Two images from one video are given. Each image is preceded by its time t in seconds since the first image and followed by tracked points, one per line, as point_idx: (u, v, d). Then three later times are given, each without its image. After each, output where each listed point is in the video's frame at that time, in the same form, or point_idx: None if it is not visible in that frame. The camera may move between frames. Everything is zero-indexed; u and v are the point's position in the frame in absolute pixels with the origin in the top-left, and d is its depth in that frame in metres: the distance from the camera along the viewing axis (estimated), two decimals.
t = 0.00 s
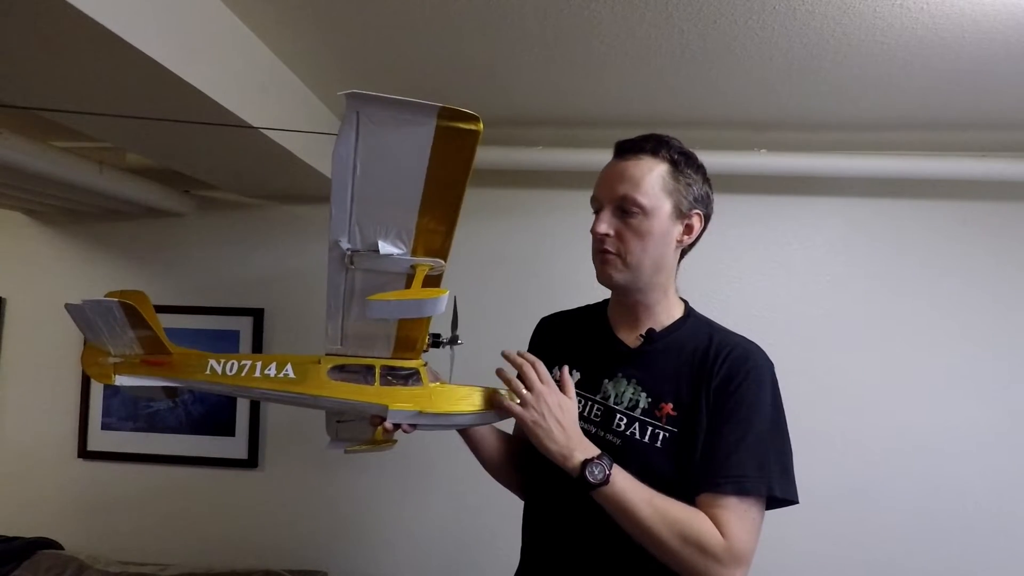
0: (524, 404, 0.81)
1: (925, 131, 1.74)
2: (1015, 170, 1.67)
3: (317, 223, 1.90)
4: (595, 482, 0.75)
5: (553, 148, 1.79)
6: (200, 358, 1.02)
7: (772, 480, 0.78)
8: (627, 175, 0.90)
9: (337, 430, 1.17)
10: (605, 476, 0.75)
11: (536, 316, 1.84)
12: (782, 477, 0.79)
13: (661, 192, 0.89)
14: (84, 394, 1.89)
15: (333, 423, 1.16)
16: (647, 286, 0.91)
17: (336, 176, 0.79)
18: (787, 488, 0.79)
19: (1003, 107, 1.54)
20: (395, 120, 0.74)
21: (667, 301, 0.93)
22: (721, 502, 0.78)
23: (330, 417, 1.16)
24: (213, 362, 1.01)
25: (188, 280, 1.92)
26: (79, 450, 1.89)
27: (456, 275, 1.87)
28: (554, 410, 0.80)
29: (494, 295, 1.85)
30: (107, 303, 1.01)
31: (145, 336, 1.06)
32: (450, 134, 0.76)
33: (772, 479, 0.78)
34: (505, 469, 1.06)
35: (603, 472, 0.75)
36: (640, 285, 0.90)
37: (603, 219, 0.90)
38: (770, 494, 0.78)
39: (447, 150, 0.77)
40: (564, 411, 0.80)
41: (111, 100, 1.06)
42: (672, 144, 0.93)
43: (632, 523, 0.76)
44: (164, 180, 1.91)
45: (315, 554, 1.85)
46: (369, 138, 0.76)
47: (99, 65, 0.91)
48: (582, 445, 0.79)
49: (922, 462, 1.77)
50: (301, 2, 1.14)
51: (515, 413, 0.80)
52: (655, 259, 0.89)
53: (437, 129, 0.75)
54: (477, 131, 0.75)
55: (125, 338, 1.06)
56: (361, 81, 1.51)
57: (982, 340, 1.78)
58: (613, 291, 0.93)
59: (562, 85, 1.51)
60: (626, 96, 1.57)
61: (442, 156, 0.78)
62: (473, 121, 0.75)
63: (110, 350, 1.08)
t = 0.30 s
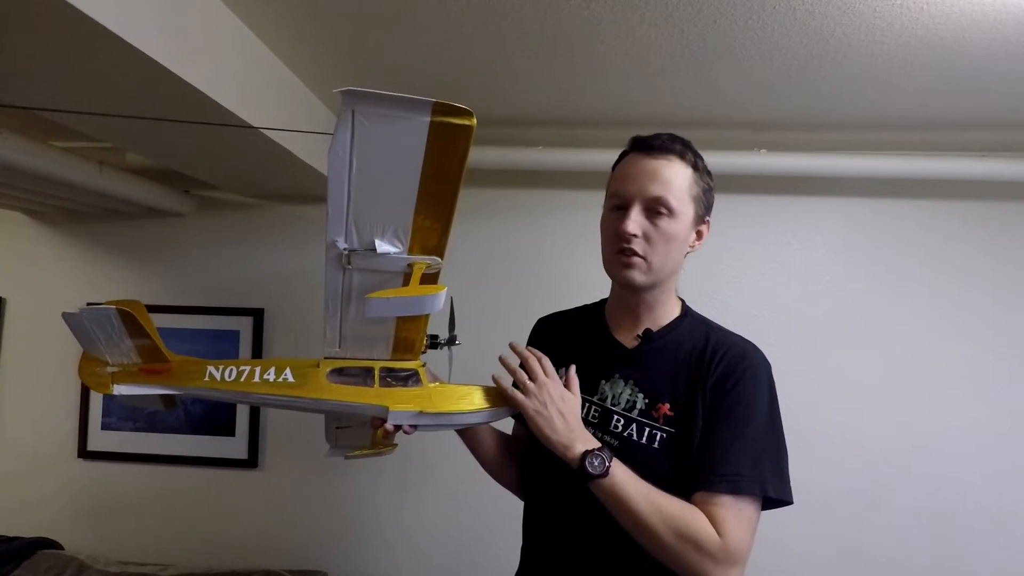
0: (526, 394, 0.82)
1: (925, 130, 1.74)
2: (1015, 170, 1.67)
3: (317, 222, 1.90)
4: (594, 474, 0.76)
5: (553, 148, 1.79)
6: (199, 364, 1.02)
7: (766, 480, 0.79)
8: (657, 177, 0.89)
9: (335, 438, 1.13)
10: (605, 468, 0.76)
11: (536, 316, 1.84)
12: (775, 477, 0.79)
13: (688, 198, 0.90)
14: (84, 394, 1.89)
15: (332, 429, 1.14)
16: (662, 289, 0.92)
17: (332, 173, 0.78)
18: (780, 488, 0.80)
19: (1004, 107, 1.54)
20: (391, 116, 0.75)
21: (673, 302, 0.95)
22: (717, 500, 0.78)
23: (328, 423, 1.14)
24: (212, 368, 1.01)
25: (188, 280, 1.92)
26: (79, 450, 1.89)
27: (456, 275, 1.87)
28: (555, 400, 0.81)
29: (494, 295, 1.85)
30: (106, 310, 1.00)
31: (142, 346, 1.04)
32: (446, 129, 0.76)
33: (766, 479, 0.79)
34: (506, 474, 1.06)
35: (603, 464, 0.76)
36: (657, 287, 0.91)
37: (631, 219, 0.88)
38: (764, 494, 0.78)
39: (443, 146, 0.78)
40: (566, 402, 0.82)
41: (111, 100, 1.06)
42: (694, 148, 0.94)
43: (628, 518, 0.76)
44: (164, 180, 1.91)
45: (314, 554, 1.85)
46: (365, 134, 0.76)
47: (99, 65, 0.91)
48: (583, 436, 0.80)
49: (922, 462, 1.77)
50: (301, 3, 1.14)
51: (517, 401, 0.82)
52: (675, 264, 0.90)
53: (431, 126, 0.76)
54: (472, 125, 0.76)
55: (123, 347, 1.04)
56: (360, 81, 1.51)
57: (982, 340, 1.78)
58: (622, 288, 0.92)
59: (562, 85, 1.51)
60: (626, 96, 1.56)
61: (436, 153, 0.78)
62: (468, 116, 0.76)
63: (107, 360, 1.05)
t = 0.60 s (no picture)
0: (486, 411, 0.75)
1: (925, 131, 1.74)
2: (1015, 170, 1.67)
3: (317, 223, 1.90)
4: (565, 492, 0.71)
5: (553, 148, 1.79)
6: (193, 379, 1.02)
7: (757, 478, 0.78)
8: (667, 181, 0.89)
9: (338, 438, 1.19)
10: (575, 484, 0.72)
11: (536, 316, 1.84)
12: (765, 475, 0.79)
13: (695, 204, 0.90)
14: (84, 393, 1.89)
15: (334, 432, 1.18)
16: (665, 293, 0.92)
17: (315, 192, 0.81)
18: (772, 487, 0.79)
19: (1004, 107, 1.54)
20: (370, 134, 0.75)
21: (672, 305, 0.96)
22: (702, 494, 0.77)
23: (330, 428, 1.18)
24: (206, 384, 1.01)
25: (188, 280, 1.92)
26: (79, 450, 1.89)
27: (455, 275, 1.87)
28: (517, 417, 0.74)
29: (494, 295, 1.86)
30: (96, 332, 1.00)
31: (136, 362, 1.05)
32: (424, 146, 0.77)
33: (757, 477, 0.78)
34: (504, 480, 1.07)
35: (573, 481, 0.72)
36: (661, 291, 0.92)
37: (639, 223, 0.89)
38: (752, 491, 0.78)
39: (424, 163, 0.79)
40: (530, 417, 0.74)
41: (111, 100, 1.06)
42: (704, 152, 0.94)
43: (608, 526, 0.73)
44: (164, 180, 1.91)
45: (314, 554, 1.85)
46: (345, 153, 0.77)
47: (99, 65, 0.91)
48: (551, 452, 0.74)
49: (922, 462, 1.78)
50: (301, 3, 1.15)
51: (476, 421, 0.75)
52: (680, 269, 0.91)
53: (410, 142, 0.76)
54: (451, 140, 0.76)
55: (117, 365, 1.05)
56: (360, 81, 1.51)
57: (982, 341, 1.78)
58: (624, 290, 0.92)
59: (562, 85, 1.51)
60: (626, 96, 1.56)
61: (418, 168, 0.80)
62: (447, 131, 0.76)
63: (103, 378, 1.07)
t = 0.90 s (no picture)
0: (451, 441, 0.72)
1: (926, 131, 1.74)
2: (1015, 170, 1.67)
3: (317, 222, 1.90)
4: (544, 510, 0.71)
5: (553, 148, 1.79)
6: (193, 377, 1.00)
7: (752, 479, 0.78)
8: (661, 179, 0.89)
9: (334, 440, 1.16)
10: (554, 501, 0.72)
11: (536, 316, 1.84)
12: (757, 475, 0.79)
13: (691, 201, 0.90)
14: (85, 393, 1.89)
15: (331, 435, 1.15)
16: (662, 291, 0.92)
17: (328, 181, 0.81)
18: (765, 488, 0.79)
19: (1004, 107, 1.54)
20: (386, 122, 0.77)
21: (673, 304, 0.95)
22: (692, 490, 0.77)
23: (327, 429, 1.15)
24: (208, 381, 0.99)
25: (188, 280, 1.92)
26: (79, 450, 1.89)
27: (455, 275, 1.87)
28: (484, 441, 0.72)
29: (494, 295, 1.85)
30: (95, 327, 0.97)
31: (133, 360, 1.02)
32: (439, 135, 0.79)
33: (751, 478, 0.78)
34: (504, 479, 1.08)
35: (551, 498, 0.72)
36: (657, 290, 0.91)
37: (632, 221, 0.89)
38: (743, 490, 0.78)
39: (437, 152, 0.80)
40: (497, 439, 0.72)
41: (110, 100, 1.06)
42: (702, 150, 0.94)
43: (590, 537, 0.73)
44: (164, 180, 1.91)
45: (314, 554, 1.85)
46: (361, 140, 0.79)
47: (98, 65, 0.91)
48: (523, 471, 0.73)
49: (922, 462, 1.78)
50: (301, 3, 1.14)
51: (441, 452, 0.71)
52: (675, 267, 0.90)
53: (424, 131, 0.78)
54: (466, 128, 0.78)
55: (114, 364, 1.02)
56: (360, 81, 1.51)
57: (983, 341, 1.78)
58: (622, 288, 0.92)
59: (562, 85, 1.51)
60: (626, 95, 1.56)
61: (430, 158, 0.81)
62: (462, 120, 0.78)
63: (97, 378, 1.02)
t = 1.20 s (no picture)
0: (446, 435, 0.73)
1: (925, 131, 1.74)
2: (1015, 170, 1.67)
3: (317, 222, 1.90)
4: (535, 509, 0.70)
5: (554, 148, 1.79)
6: (208, 352, 1.01)
7: (746, 489, 0.78)
8: (640, 180, 0.88)
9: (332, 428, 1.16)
10: (545, 501, 0.70)
11: (537, 316, 1.84)
12: (752, 485, 0.78)
13: (675, 199, 0.87)
14: (85, 393, 1.89)
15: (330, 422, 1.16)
16: (656, 293, 0.91)
17: (373, 166, 0.79)
18: (759, 500, 0.78)
19: (1004, 107, 1.54)
20: (439, 110, 0.74)
21: (675, 305, 0.94)
22: (687, 498, 0.77)
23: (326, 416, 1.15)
24: (222, 357, 0.99)
25: (188, 280, 1.92)
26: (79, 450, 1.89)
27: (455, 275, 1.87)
28: (478, 437, 0.72)
29: (495, 295, 1.85)
30: (117, 293, 0.98)
31: (150, 332, 1.02)
32: (490, 126, 0.77)
33: (746, 490, 0.78)
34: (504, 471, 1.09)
35: (543, 498, 0.71)
36: (649, 292, 0.91)
37: (614, 224, 0.89)
38: (738, 500, 0.77)
39: (486, 142, 0.78)
40: (491, 436, 0.73)
41: (111, 100, 1.06)
42: (690, 145, 0.91)
43: (581, 539, 0.72)
44: (164, 179, 1.91)
45: (314, 554, 1.85)
46: (411, 127, 0.76)
47: (99, 65, 0.91)
48: (516, 470, 0.72)
49: (922, 462, 1.78)
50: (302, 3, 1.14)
51: (435, 445, 0.72)
52: (666, 267, 0.88)
53: (478, 119, 0.76)
54: (518, 121, 0.76)
55: (130, 333, 1.02)
56: (361, 81, 1.51)
57: (982, 341, 1.79)
58: (620, 294, 0.93)
59: (563, 84, 1.51)
60: (627, 95, 1.57)
61: (479, 146, 0.79)
62: (515, 111, 0.76)
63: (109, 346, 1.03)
